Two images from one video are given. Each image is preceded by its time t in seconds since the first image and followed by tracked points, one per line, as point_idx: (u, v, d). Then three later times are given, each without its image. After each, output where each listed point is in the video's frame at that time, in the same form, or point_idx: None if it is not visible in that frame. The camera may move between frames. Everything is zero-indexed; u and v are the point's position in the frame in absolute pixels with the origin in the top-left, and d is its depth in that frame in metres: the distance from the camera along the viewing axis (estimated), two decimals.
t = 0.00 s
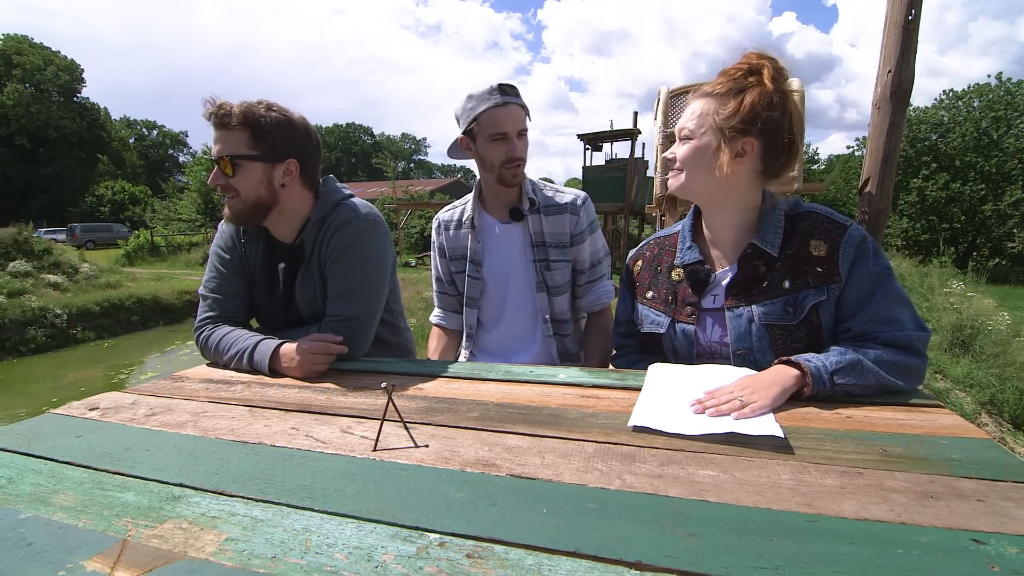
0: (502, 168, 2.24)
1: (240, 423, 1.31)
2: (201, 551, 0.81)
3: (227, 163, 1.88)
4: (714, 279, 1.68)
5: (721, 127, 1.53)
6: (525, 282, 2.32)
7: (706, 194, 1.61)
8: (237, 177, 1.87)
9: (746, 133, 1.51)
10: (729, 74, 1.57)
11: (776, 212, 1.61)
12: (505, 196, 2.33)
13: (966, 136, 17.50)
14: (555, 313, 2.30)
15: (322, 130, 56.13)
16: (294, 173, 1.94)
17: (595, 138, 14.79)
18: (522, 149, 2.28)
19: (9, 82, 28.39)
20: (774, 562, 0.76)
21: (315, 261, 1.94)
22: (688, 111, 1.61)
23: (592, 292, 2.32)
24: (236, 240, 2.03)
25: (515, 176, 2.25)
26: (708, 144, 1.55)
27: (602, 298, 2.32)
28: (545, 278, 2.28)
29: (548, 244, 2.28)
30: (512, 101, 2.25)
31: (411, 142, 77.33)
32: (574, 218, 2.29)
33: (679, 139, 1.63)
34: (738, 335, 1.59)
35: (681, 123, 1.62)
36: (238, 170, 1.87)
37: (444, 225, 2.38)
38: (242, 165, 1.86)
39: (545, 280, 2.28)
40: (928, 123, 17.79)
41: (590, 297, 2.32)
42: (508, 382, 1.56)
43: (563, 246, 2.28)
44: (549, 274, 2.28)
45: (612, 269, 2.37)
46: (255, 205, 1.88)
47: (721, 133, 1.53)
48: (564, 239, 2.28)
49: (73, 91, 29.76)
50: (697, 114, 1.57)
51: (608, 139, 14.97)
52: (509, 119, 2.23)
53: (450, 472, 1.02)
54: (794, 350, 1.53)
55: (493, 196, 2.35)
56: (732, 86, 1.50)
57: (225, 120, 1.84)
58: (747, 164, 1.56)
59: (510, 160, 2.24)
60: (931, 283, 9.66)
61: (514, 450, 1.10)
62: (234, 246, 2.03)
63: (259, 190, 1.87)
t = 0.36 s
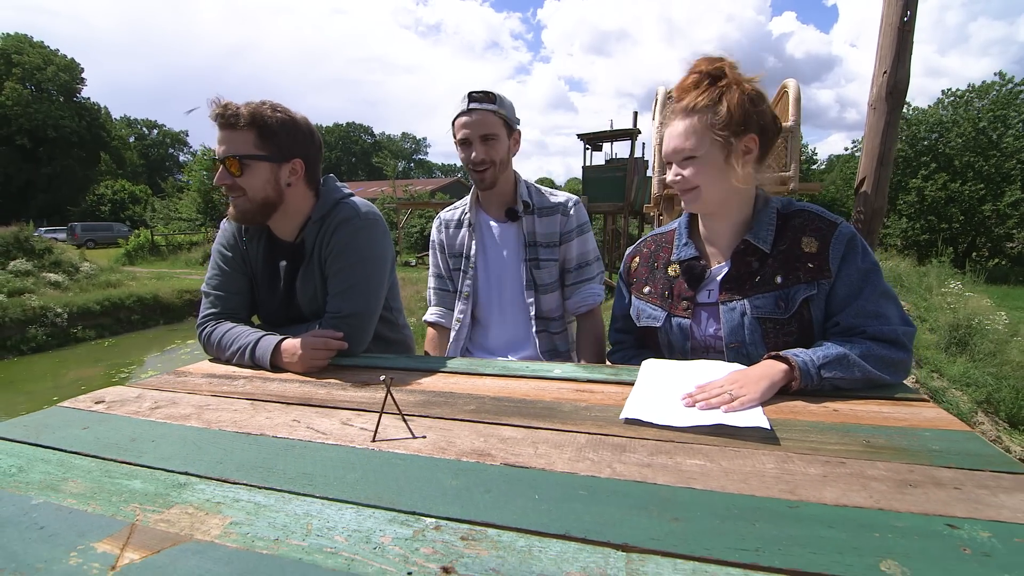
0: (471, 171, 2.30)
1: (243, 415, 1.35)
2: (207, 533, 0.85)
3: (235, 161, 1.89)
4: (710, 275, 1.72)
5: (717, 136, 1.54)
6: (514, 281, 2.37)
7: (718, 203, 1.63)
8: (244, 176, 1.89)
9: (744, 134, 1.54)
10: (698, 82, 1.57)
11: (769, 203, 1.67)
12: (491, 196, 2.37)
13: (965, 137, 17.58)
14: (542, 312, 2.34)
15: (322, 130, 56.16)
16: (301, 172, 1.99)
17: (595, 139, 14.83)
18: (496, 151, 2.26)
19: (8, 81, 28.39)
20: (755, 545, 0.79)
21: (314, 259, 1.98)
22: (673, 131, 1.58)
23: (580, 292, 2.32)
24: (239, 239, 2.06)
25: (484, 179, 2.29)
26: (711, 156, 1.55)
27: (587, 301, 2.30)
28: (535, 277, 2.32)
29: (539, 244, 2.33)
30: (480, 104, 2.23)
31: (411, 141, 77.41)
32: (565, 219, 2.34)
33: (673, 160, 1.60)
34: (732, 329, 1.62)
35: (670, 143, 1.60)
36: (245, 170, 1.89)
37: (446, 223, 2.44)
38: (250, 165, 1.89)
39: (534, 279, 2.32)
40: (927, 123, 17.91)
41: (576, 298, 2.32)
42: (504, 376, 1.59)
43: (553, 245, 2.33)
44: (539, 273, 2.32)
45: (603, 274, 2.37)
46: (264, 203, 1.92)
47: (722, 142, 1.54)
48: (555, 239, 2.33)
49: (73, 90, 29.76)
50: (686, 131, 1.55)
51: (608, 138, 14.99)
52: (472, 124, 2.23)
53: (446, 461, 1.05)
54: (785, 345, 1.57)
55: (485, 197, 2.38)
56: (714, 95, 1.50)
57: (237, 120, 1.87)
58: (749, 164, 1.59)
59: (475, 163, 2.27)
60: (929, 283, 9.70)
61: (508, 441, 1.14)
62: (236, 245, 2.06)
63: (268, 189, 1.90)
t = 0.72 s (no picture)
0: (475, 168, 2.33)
1: (246, 411, 1.38)
2: (212, 523, 0.88)
3: (299, 160, 1.94)
4: (704, 274, 1.75)
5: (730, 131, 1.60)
6: (518, 285, 2.39)
7: (724, 203, 1.67)
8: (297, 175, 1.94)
9: (748, 133, 1.62)
10: (698, 82, 1.62)
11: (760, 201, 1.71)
12: (494, 199, 2.40)
13: (964, 137, 17.61)
14: (544, 316, 2.38)
15: (323, 130, 56.20)
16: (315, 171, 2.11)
17: (595, 139, 14.86)
18: (503, 148, 2.30)
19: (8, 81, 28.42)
20: (742, 533, 0.81)
21: (316, 260, 2.01)
22: (682, 127, 1.60)
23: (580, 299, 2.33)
24: (241, 238, 2.09)
25: (489, 174, 2.31)
26: (721, 154, 1.60)
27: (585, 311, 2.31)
28: (539, 282, 2.35)
29: (546, 249, 2.35)
30: (490, 103, 2.29)
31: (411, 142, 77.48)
32: (572, 226, 2.37)
33: (681, 156, 1.61)
34: (725, 327, 1.65)
35: (677, 140, 1.61)
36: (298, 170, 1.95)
37: (450, 226, 2.45)
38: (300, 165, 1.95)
39: (537, 285, 2.35)
40: (927, 123, 17.95)
41: (577, 304, 2.33)
42: (503, 374, 1.62)
43: (559, 252, 2.36)
44: (543, 279, 2.34)
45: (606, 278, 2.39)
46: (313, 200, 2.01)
47: (731, 140, 1.60)
48: (561, 245, 2.36)
49: (73, 91, 29.79)
50: (707, 124, 1.58)
51: (608, 138, 15.00)
52: (483, 121, 2.28)
53: (444, 455, 1.08)
54: (779, 342, 1.59)
55: (493, 201, 2.41)
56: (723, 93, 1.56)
57: (289, 122, 1.90)
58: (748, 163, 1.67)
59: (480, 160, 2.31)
60: (928, 283, 9.72)
61: (505, 435, 1.16)
62: (238, 244, 2.09)
63: (314, 186, 2.01)
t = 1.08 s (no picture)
0: (451, 184, 2.15)
1: (248, 409, 1.39)
2: (214, 517, 0.89)
3: (310, 157, 2.05)
4: (697, 268, 1.79)
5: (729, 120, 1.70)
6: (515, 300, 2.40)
7: (720, 185, 1.71)
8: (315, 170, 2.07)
9: (747, 127, 1.73)
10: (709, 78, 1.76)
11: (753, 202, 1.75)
12: (480, 217, 2.30)
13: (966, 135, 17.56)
14: (541, 333, 2.42)
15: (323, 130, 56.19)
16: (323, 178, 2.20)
17: (596, 138, 14.85)
18: (482, 163, 2.09)
19: (9, 81, 28.44)
20: (736, 527, 0.82)
21: (316, 264, 2.03)
22: (691, 105, 1.72)
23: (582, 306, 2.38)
24: (240, 237, 2.10)
25: (468, 191, 2.13)
26: (723, 132, 1.67)
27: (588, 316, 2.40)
28: (537, 303, 2.36)
29: (540, 267, 2.30)
30: (468, 107, 2.02)
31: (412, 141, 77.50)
32: (570, 240, 2.28)
33: (688, 126, 1.70)
34: (718, 324, 1.68)
35: (685, 114, 1.72)
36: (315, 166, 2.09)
37: (428, 228, 2.37)
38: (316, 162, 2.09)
39: (535, 305, 2.37)
40: (929, 121, 17.95)
41: (581, 311, 2.39)
42: (501, 372, 1.63)
43: (557, 270, 2.31)
44: (542, 300, 2.35)
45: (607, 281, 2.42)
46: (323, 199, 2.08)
47: (734, 126, 1.69)
48: (558, 262, 2.29)
49: (73, 91, 29.81)
50: (708, 104, 1.69)
51: (609, 138, 15.00)
52: (457, 131, 2.03)
53: (443, 451, 1.09)
54: (771, 339, 1.62)
55: (480, 218, 2.31)
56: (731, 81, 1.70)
57: (299, 122, 2.05)
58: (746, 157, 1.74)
59: (455, 176, 2.11)
60: (928, 282, 9.72)
61: (503, 432, 1.18)
62: (237, 243, 2.10)
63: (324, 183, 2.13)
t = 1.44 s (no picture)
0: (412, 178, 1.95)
1: (248, 405, 1.39)
2: (213, 511, 0.89)
3: (303, 153, 2.06)
4: (699, 260, 1.81)
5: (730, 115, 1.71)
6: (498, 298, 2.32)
7: (722, 178, 1.73)
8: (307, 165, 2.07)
9: (745, 123, 1.74)
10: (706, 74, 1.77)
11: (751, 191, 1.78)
12: (453, 210, 2.16)
13: (967, 134, 17.53)
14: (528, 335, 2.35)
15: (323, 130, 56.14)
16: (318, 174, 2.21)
17: (596, 137, 14.84)
18: (443, 154, 1.89)
19: (8, 81, 28.41)
20: (733, 520, 0.83)
21: (314, 259, 2.03)
22: (691, 102, 1.72)
23: (574, 300, 2.38)
24: (238, 235, 2.11)
25: (429, 185, 1.93)
26: (724, 128, 1.68)
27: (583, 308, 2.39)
28: (526, 301, 2.29)
29: (525, 264, 2.23)
30: (426, 89, 1.80)
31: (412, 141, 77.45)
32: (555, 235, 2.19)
33: (689, 122, 1.70)
34: (719, 310, 1.70)
35: (685, 111, 1.71)
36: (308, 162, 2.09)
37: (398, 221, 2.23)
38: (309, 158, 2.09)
39: (522, 304, 2.29)
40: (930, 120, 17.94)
41: (570, 306, 2.39)
42: (499, 368, 1.64)
43: (543, 265, 2.24)
44: (530, 298, 2.28)
45: (595, 272, 2.37)
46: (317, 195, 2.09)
47: (733, 122, 1.71)
48: (543, 257, 2.22)
49: (72, 90, 29.76)
50: (707, 101, 1.70)
51: (608, 137, 15.00)
52: (415, 117, 1.82)
53: (441, 446, 1.10)
54: (771, 325, 1.65)
55: (453, 211, 2.16)
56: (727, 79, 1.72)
57: (292, 118, 2.07)
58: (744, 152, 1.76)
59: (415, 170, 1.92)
60: (928, 281, 9.74)
61: (502, 427, 1.18)
62: (235, 241, 2.11)
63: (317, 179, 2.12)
